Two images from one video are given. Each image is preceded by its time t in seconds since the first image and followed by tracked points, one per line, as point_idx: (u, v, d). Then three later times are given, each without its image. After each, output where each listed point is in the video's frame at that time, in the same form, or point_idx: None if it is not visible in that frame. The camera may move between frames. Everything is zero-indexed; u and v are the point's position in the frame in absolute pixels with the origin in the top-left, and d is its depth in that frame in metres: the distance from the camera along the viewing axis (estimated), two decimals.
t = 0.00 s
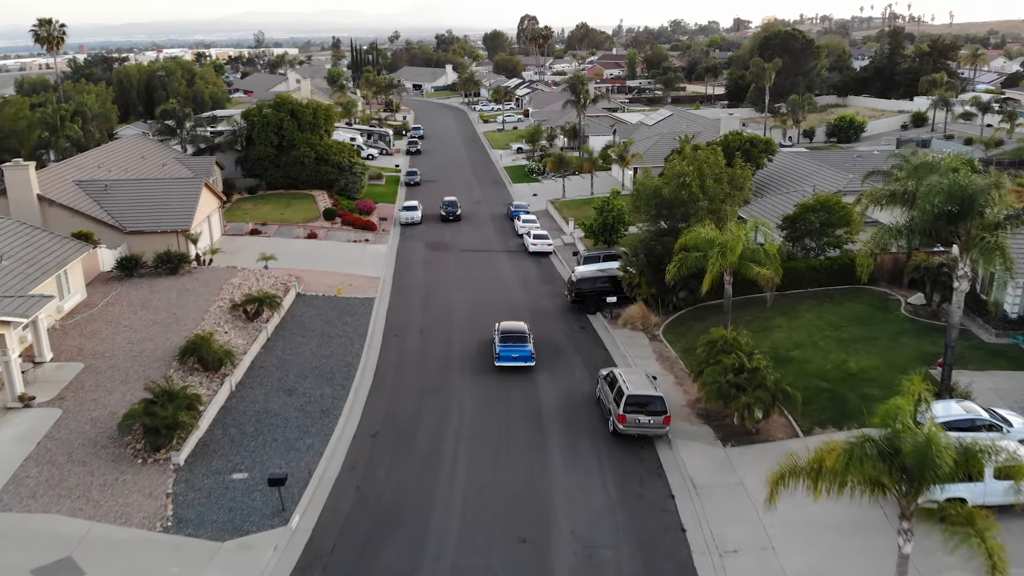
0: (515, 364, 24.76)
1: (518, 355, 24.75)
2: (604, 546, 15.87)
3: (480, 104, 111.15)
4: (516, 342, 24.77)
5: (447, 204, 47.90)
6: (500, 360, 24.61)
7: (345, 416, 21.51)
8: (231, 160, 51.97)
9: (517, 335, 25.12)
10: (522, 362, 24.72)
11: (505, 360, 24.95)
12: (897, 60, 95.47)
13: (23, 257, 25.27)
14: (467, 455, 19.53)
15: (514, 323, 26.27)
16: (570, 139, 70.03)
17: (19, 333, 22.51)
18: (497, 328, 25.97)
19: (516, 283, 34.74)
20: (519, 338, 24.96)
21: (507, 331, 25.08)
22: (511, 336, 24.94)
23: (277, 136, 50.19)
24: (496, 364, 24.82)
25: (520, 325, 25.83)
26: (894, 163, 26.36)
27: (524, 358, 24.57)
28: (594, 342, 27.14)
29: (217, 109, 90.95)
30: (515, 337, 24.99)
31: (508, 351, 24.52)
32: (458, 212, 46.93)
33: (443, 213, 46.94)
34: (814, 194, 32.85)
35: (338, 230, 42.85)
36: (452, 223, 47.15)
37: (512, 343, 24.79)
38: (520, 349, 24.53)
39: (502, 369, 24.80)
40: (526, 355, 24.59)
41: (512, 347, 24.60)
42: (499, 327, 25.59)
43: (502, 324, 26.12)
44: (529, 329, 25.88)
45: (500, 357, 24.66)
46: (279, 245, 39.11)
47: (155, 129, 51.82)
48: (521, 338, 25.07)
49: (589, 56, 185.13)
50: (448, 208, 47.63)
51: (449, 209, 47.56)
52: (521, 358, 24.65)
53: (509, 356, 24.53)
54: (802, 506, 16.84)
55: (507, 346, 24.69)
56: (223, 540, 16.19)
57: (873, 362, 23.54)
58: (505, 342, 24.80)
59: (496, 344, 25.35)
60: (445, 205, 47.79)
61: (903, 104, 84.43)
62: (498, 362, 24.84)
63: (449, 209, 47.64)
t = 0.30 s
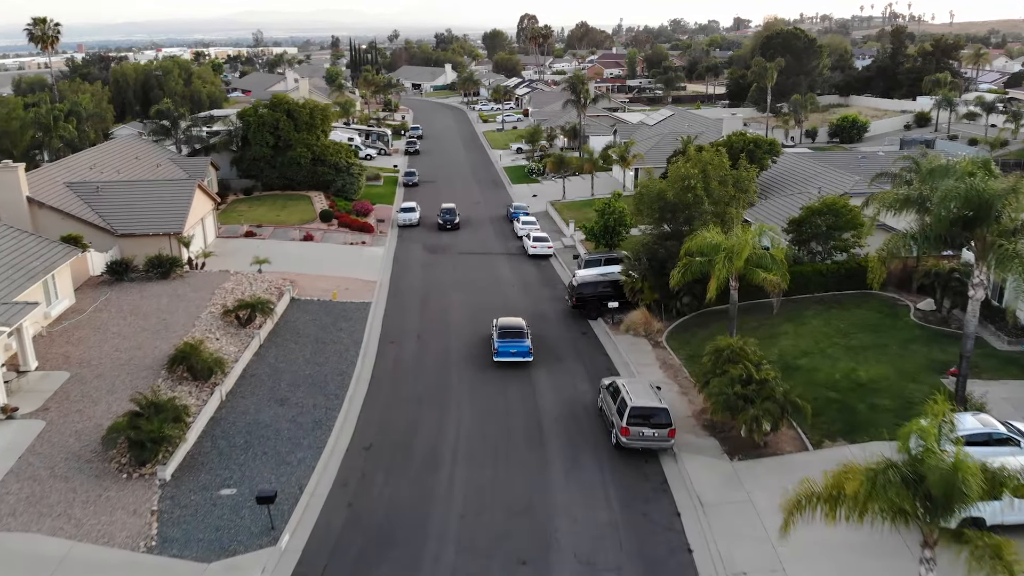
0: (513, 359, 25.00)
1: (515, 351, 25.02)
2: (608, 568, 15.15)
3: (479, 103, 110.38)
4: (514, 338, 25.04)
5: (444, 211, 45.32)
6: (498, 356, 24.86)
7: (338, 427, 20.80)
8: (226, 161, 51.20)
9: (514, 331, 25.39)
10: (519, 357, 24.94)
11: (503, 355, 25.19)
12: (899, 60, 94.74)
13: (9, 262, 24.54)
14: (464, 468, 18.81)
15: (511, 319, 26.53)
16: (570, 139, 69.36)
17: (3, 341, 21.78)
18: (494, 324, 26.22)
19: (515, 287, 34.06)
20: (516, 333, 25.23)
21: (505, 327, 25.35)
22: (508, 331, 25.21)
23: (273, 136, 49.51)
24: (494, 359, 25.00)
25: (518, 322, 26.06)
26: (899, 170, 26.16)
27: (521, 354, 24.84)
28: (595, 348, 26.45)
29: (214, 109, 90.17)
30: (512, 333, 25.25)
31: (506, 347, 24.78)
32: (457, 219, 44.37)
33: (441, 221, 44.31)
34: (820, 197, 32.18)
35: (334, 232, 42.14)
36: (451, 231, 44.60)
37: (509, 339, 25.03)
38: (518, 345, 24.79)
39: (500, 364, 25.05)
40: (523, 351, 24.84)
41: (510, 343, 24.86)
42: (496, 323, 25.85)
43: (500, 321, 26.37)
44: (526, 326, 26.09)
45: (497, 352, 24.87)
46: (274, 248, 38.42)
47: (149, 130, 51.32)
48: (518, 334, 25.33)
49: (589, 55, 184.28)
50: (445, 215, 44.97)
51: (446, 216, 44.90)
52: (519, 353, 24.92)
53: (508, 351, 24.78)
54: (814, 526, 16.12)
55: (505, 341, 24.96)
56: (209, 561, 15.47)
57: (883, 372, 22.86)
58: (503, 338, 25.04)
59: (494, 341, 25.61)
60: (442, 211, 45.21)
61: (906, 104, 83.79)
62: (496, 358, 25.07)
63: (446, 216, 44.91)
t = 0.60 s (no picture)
0: (511, 355, 25.41)
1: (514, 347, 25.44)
2: None
3: (478, 103, 109.61)
4: (512, 334, 25.47)
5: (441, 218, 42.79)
6: (497, 352, 25.27)
7: (331, 441, 20.12)
8: (221, 161, 50.39)
9: (512, 328, 25.82)
10: (518, 353, 25.38)
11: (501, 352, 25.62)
12: (902, 59, 93.97)
13: None
14: (460, 487, 18.13)
15: (510, 316, 26.96)
16: (570, 140, 68.68)
17: None
18: (493, 322, 26.64)
19: (514, 291, 33.38)
20: (514, 331, 25.66)
21: (503, 324, 25.81)
22: (506, 328, 25.65)
23: (269, 137, 48.83)
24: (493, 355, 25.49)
25: (516, 318, 26.50)
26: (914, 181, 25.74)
27: (519, 350, 25.23)
28: (596, 356, 25.76)
29: (211, 109, 89.37)
30: (510, 330, 25.70)
31: (504, 343, 25.19)
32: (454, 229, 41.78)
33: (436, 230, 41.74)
34: (827, 200, 31.49)
35: (330, 234, 41.41)
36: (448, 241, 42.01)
37: (507, 335, 25.48)
38: (516, 341, 25.21)
39: (499, 360, 25.46)
40: (521, 347, 25.26)
41: (508, 339, 25.29)
42: (495, 321, 26.30)
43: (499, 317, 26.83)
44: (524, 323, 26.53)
45: (495, 348, 25.32)
46: (268, 251, 37.71)
47: (143, 129, 49.80)
48: (516, 331, 25.76)
49: (590, 54, 183.63)
50: (442, 223, 42.36)
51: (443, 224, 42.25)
52: (517, 349, 25.32)
53: (505, 348, 25.19)
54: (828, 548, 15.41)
55: (503, 338, 25.39)
56: None
57: (894, 382, 22.16)
58: (501, 335, 25.49)
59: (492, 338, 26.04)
60: (439, 219, 42.64)
61: (909, 104, 83.09)
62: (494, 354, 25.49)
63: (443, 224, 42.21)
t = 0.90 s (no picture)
0: (509, 351, 25.67)
1: (511, 343, 25.67)
2: None
3: (478, 103, 108.86)
4: (509, 330, 25.68)
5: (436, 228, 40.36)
6: (495, 348, 25.51)
7: (323, 456, 19.42)
8: (216, 163, 49.69)
9: (510, 324, 26.03)
10: (515, 350, 25.59)
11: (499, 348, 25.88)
12: (905, 59, 93.28)
13: None
14: (457, 503, 17.44)
15: (507, 312, 27.18)
16: (570, 141, 68.04)
17: None
18: (490, 318, 26.88)
19: (514, 296, 32.70)
20: (512, 327, 25.88)
21: (500, 320, 26.02)
22: (503, 325, 25.87)
23: (265, 138, 48.14)
24: (490, 352, 25.72)
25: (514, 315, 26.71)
26: (925, 188, 24.90)
27: (517, 346, 25.48)
28: (598, 365, 25.09)
29: (209, 109, 88.53)
30: (507, 326, 25.92)
31: (501, 339, 25.41)
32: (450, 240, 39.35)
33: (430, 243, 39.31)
34: (834, 204, 30.79)
35: (326, 237, 40.70)
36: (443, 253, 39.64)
37: (505, 333, 25.62)
38: (513, 337, 25.43)
39: (497, 357, 25.75)
40: (519, 343, 25.47)
41: (506, 336, 25.50)
42: (492, 317, 26.52)
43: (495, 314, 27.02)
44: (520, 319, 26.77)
45: (493, 345, 25.53)
46: (263, 255, 37.01)
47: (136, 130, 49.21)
48: (513, 327, 25.96)
49: (589, 54, 183.02)
50: (437, 234, 39.92)
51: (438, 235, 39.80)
52: (515, 345, 25.57)
53: (503, 344, 25.42)
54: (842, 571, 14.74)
55: (501, 334, 25.61)
56: None
57: (905, 394, 21.48)
58: (499, 332, 25.66)
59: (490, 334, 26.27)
60: (434, 230, 40.20)
61: (913, 105, 82.45)
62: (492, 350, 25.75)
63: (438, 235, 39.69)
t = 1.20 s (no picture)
0: (510, 347, 25.93)
1: (512, 340, 25.90)
2: None
3: (480, 103, 108.11)
4: (510, 327, 25.97)
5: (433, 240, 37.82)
6: (496, 345, 25.82)
7: (319, 470, 18.76)
8: (215, 164, 49.06)
9: (511, 320, 26.30)
10: (516, 346, 25.88)
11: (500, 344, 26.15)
12: (912, 59, 92.40)
13: None
14: (457, 520, 16.76)
15: (509, 309, 27.44)
16: (574, 141, 67.36)
17: None
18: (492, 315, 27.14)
19: (516, 301, 32.04)
20: (513, 323, 26.14)
21: (501, 317, 26.29)
22: (504, 321, 26.14)
23: (264, 139, 47.49)
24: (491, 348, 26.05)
25: (514, 312, 27.02)
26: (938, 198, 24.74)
27: (518, 342, 25.73)
28: (603, 374, 24.41)
29: (209, 108, 87.82)
30: (508, 323, 26.19)
31: (502, 336, 25.69)
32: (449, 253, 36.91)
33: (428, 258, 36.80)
34: (846, 208, 30.04)
35: (326, 240, 40.04)
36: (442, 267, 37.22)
37: (506, 328, 25.97)
38: (514, 334, 25.68)
39: (498, 353, 26.03)
40: (519, 339, 25.74)
41: (507, 332, 25.78)
42: (493, 314, 26.77)
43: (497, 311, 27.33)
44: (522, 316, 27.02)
45: (494, 341, 25.84)
46: (262, 258, 36.36)
47: (133, 130, 49.05)
48: (514, 323, 26.22)
49: (592, 53, 182.43)
50: (435, 247, 37.40)
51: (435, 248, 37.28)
52: (515, 342, 25.82)
53: (504, 340, 25.71)
54: None
55: (501, 330, 25.89)
56: None
57: (922, 407, 20.78)
58: (500, 328, 26.01)
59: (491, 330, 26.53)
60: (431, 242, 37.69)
61: (920, 105, 81.62)
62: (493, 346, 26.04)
63: (435, 249, 37.12)
